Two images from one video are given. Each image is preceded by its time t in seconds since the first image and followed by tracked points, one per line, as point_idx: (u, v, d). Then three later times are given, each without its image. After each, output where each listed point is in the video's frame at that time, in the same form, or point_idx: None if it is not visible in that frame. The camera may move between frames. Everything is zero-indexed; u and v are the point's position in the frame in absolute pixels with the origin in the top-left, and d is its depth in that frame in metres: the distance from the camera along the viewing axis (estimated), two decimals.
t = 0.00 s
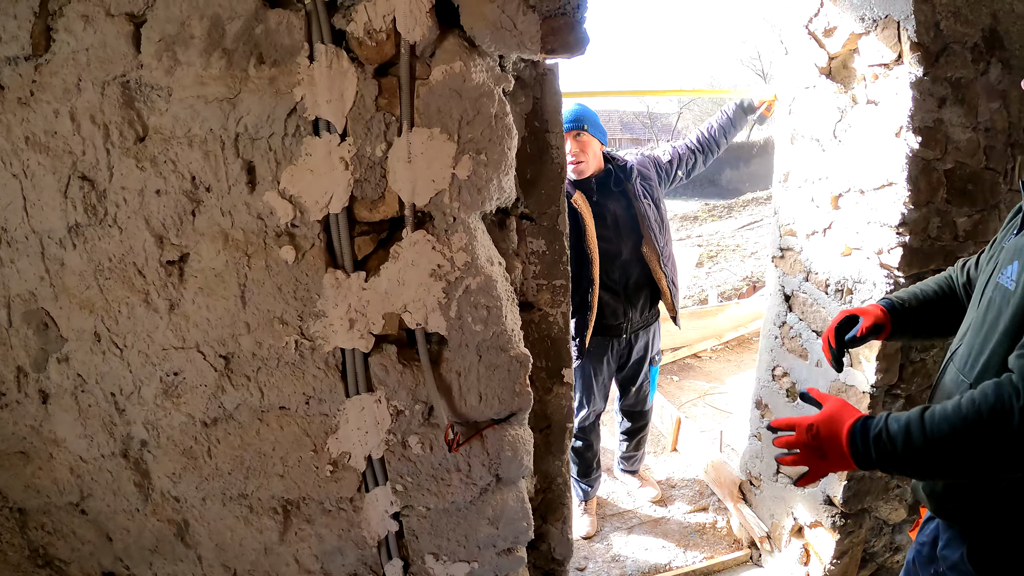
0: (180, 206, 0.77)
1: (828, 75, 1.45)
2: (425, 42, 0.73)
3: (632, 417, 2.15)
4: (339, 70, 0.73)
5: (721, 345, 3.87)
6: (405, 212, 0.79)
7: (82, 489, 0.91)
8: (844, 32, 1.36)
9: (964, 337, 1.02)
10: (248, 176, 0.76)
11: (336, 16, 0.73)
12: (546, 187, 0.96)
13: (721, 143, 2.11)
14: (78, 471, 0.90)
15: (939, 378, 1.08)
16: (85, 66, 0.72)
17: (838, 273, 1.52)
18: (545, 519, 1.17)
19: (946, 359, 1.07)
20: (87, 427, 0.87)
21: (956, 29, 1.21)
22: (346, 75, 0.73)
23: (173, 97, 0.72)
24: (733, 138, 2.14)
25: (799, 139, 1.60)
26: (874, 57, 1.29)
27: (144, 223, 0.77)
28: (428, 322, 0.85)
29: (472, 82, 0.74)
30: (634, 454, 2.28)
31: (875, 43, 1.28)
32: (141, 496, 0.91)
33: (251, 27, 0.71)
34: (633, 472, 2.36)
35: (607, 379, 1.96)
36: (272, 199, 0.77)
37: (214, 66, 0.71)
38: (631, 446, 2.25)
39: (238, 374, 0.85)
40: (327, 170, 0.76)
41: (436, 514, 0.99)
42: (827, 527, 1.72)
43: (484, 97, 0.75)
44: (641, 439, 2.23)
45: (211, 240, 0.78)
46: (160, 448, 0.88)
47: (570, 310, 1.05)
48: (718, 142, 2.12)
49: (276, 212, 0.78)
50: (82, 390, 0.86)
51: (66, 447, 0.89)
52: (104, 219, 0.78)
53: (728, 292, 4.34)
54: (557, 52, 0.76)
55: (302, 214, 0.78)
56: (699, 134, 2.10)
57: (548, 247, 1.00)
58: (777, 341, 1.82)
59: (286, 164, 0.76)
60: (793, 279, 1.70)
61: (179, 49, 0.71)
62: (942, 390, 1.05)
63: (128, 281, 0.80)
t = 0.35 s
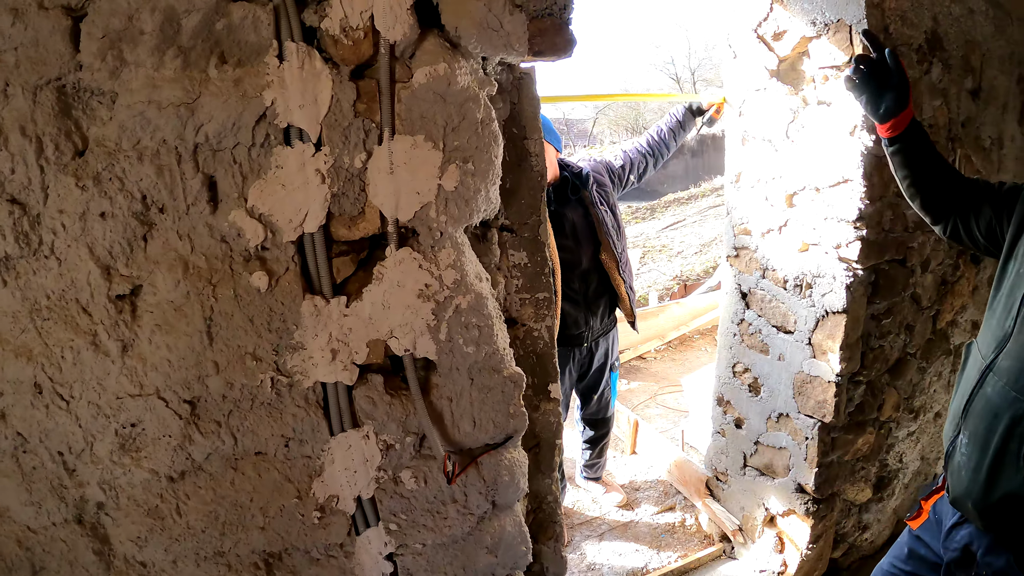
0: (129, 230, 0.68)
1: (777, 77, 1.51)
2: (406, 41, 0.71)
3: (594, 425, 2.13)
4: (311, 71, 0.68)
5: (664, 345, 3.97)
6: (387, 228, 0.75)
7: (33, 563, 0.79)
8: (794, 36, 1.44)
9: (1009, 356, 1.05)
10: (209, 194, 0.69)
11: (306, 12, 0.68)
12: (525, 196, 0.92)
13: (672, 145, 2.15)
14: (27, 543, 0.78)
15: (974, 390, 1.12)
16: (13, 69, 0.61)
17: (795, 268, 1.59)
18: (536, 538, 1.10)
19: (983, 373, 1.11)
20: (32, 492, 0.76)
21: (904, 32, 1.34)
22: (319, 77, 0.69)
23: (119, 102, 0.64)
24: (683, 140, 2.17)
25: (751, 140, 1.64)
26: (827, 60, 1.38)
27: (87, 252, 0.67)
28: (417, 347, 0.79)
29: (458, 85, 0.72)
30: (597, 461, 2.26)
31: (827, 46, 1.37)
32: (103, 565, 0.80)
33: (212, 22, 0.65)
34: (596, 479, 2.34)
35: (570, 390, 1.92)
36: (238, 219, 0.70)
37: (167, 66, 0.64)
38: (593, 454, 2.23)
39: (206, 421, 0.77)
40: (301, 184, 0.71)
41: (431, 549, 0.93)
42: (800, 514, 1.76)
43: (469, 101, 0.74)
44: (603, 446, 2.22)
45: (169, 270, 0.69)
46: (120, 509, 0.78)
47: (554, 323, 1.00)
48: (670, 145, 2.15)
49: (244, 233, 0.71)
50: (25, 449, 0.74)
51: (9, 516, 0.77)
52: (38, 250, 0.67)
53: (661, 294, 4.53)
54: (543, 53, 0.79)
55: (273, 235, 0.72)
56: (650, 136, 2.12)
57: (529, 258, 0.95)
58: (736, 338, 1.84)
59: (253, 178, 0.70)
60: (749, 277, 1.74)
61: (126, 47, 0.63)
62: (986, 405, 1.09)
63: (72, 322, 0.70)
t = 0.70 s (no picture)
0: (97, 245, 0.66)
1: (710, 81, 1.60)
2: (388, 45, 0.72)
3: (546, 424, 2.15)
4: (295, 74, 0.69)
5: (597, 343, 4.06)
6: (373, 235, 0.77)
7: None
8: (726, 41, 1.53)
9: (993, 344, 1.08)
10: (187, 204, 0.69)
11: (288, 12, 0.69)
12: (495, 201, 0.93)
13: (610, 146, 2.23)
14: None
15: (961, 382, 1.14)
16: None
17: (733, 260, 1.67)
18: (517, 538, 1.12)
19: (966, 365, 1.13)
20: None
21: (830, 38, 1.46)
22: (302, 79, 0.70)
23: (86, 103, 0.63)
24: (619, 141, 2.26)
25: (686, 140, 1.70)
26: (759, 64, 1.48)
27: (52, 271, 0.65)
28: (403, 354, 0.81)
29: (439, 90, 0.75)
30: (548, 460, 2.30)
31: (759, 51, 1.47)
32: None
33: (190, 18, 0.65)
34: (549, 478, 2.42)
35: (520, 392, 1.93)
36: (222, 230, 0.71)
37: (141, 66, 0.63)
38: (547, 452, 2.26)
39: (188, 449, 0.75)
40: (286, 191, 0.72)
41: (423, 559, 0.93)
42: (753, 491, 1.85)
43: (451, 106, 0.76)
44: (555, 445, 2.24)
45: (143, 286, 0.69)
46: (95, 554, 0.74)
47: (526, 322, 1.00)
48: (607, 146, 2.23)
49: (227, 245, 0.71)
50: None
51: None
52: None
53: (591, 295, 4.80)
54: (520, 58, 0.83)
55: (257, 245, 0.73)
56: (589, 138, 2.19)
57: (499, 262, 0.96)
58: (677, 330, 1.90)
59: (235, 185, 0.70)
60: (688, 270, 1.80)
61: (95, 44, 0.62)
62: (976, 395, 1.12)
63: (35, 351, 0.66)
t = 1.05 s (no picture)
0: (88, 238, 0.68)
1: (681, 77, 1.65)
2: (371, 43, 0.75)
3: (522, 417, 2.19)
4: (281, 70, 0.71)
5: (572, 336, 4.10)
6: (356, 226, 0.79)
7: None
8: (697, 38, 1.58)
9: (954, 331, 1.18)
10: (176, 196, 0.71)
11: (275, 10, 0.70)
12: (472, 193, 0.96)
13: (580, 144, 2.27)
14: None
15: (929, 370, 1.22)
16: None
17: (704, 251, 1.73)
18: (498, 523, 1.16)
19: (931, 354, 1.22)
20: None
21: (797, 36, 1.50)
22: (288, 76, 0.72)
23: (77, 99, 0.64)
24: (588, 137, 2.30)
25: (657, 135, 1.75)
26: (728, 60, 1.53)
27: (43, 264, 0.66)
28: (387, 342, 0.83)
29: (420, 86, 0.77)
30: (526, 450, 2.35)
31: (729, 48, 1.52)
32: None
33: (180, 15, 0.66)
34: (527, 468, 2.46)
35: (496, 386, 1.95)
36: (210, 222, 0.73)
37: (132, 61, 0.65)
38: (522, 442, 2.30)
39: (177, 438, 0.78)
40: (273, 184, 0.74)
41: (407, 544, 0.96)
42: (727, 476, 1.92)
43: (431, 101, 0.79)
44: (531, 435, 2.29)
45: (134, 277, 0.71)
46: (87, 545, 0.76)
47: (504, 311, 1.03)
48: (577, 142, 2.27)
49: (216, 236, 0.73)
50: None
51: None
52: None
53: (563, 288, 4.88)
54: (498, 55, 0.86)
55: (244, 237, 0.75)
56: (561, 134, 2.22)
57: (477, 252, 0.98)
58: (652, 320, 1.96)
59: (223, 178, 0.72)
60: (661, 262, 1.86)
61: (86, 39, 0.63)
62: (945, 380, 1.20)
63: (26, 344, 0.67)
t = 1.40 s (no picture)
0: (101, 226, 0.75)
1: (680, 72, 1.67)
2: (361, 44, 0.79)
3: (520, 406, 2.24)
4: (276, 71, 0.76)
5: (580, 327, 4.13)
6: (346, 216, 0.84)
7: None
8: (694, 34, 1.60)
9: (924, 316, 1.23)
10: (180, 188, 0.77)
11: (270, 15, 0.76)
12: (462, 184, 0.99)
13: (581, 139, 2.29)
14: None
15: (902, 354, 1.28)
16: None
17: (700, 243, 1.75)
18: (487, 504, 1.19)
19: (904, 338, 1.27)
20: (2, 502, 0.78)
21: (794, 30, 1.52)
22: (283, 77, 0.77)
23: (91, 100, 0.70)
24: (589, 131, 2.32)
25: (657, 129, 1.78)
26: (724, 55, 1.55)
27: (59, 250, 0.73)
28: (375, 324, 0.88)
29: (407, 84, 0.82)
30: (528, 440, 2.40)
31: (725, 43, 1.54)
32: (77, 569, 0.84)
33: (183, 23, 0.71)
34: (528, 456, 2.51)
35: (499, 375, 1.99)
36: (210, 211, 0.78)
37: (140, 65, 0.70)
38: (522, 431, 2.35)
39: (179, 409, 0.84)
40: (268, 177, 0.79)
41: (395, 518, 1.01)
42: (723, 467, 1.94)
43: (418, 99, 0.83)
44: (532, 426, 2.34)
45: (141, 262, 0.77)
46: (93, 509, 0.83)
47: (492, 298, 1.07)
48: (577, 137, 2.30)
49: (216, 224, 0.79)
50: None
51: None
52: (5, 249, 0.71)
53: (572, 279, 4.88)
54: (484, 54, 0.91)
55: (242, 225, 0.81)
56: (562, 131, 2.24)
57: (467, 242, 1.02)
58: (650, 312, 1.99)
59: (223, 171, 0.78)
60: (659, 254, 1.88)
61: (98, 46, 0.69)
62: (918, 364, 1.25)
63: (43, 321, 0.75)
